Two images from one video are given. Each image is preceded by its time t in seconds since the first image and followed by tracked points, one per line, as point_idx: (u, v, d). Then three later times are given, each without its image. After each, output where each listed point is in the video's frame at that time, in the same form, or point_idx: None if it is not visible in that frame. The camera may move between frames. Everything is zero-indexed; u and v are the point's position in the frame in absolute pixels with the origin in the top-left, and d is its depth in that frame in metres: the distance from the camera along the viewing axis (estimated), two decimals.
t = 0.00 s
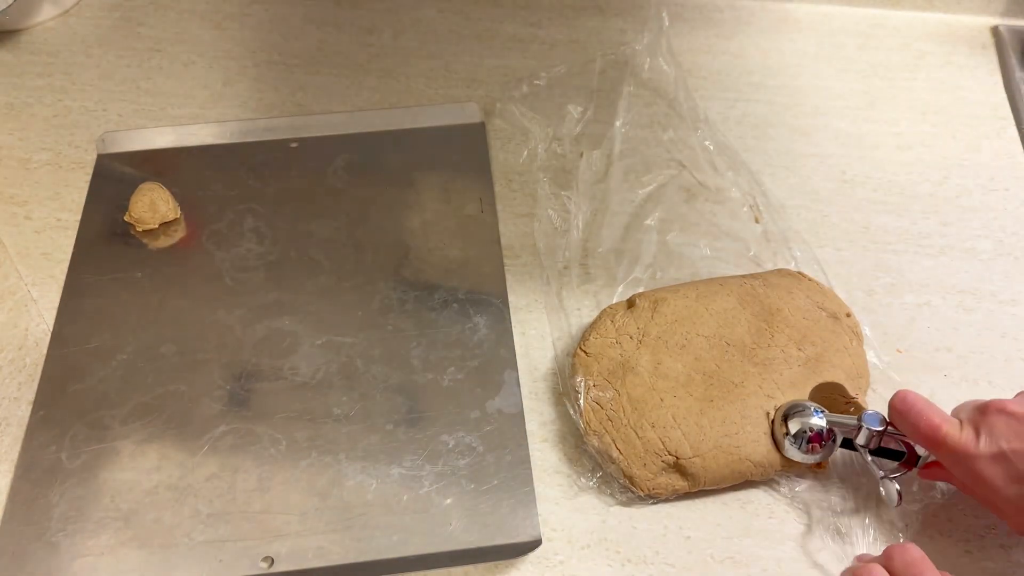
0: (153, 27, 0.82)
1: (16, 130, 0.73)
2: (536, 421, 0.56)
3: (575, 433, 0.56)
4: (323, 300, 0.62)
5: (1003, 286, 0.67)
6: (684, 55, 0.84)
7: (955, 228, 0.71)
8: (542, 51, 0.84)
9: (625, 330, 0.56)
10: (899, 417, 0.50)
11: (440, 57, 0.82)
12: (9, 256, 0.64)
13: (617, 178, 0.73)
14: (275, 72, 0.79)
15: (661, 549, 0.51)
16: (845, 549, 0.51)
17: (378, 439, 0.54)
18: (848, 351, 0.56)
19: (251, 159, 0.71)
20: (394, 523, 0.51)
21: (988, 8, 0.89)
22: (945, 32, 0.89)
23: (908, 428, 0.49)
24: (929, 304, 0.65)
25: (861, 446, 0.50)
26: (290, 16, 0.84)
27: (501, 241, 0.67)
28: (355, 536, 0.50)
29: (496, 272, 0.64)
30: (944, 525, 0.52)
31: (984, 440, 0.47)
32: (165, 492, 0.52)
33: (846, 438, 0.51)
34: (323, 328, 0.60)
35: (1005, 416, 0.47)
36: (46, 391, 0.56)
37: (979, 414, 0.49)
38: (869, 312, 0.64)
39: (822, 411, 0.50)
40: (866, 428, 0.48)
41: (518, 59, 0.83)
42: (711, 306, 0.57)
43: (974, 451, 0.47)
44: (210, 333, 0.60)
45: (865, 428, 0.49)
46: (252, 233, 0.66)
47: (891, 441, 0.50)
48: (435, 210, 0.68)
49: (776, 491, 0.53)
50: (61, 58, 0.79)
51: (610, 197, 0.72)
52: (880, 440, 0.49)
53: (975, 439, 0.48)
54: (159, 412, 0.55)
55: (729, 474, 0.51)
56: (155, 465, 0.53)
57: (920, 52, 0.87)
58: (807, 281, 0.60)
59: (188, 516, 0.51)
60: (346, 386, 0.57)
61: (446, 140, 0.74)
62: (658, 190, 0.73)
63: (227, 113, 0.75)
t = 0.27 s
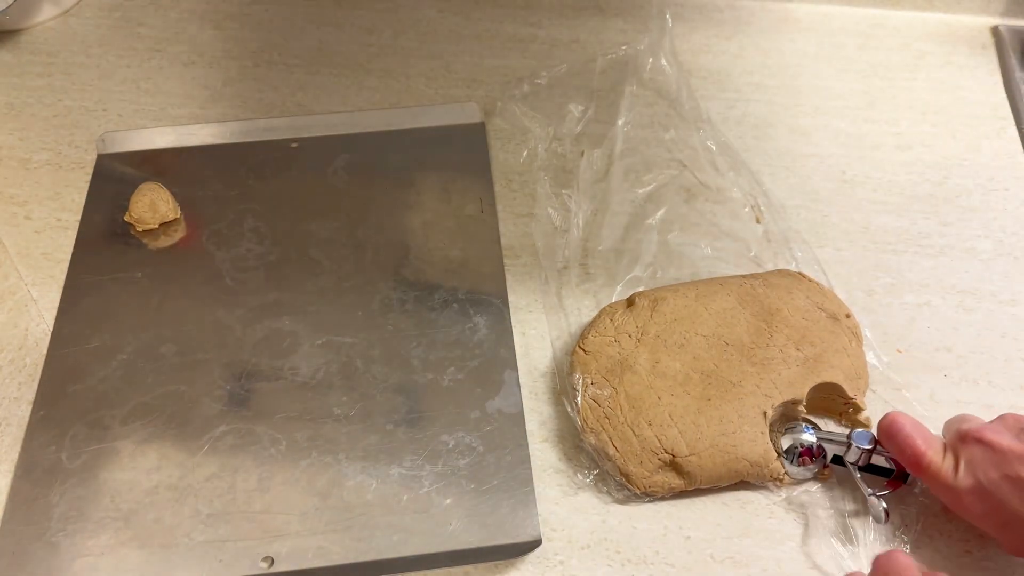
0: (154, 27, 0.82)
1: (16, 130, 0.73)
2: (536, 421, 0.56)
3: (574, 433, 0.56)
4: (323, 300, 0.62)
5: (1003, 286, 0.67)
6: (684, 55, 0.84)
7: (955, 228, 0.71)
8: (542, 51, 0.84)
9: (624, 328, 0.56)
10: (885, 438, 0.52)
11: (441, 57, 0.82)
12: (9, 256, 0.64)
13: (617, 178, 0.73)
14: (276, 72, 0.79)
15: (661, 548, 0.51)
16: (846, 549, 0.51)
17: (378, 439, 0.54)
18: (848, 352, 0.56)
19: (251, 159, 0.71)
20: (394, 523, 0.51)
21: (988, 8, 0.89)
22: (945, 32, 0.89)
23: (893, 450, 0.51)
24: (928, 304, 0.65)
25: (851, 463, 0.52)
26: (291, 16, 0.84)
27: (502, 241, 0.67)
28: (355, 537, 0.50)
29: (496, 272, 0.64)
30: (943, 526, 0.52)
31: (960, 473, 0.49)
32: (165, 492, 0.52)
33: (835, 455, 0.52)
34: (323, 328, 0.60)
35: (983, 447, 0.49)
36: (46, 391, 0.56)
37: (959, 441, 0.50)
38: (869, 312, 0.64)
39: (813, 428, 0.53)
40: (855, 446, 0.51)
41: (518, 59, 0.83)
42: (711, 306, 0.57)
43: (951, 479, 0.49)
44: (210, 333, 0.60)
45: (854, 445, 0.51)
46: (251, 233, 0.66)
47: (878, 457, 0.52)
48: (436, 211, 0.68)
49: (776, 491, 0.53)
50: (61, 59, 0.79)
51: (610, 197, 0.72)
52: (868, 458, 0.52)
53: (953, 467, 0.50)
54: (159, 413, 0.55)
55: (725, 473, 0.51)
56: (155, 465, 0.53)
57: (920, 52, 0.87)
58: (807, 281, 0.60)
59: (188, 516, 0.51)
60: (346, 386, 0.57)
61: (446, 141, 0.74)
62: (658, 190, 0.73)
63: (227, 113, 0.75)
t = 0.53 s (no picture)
0: (153, 27, 0.82)
1: (16, 130, 0.73)
2: (536, 421, 0.56)
3: (574, 433, 0.56)
4: (323, 300, 0.62)
5: (1003, 286, 0.67)
6: (684, 55, 0.84)
7: (955, 228, 0.71)
8: (542, 51, 0.84)
9: (623, 327, 0.56)
10: (883, 443, 0.52)
11: (441, 57, 0.82)
12: (9, 256, 0.64)
13: (617, 178, 0.73)
14: (276, 72, 0.79)
15: (661, 548, 0.51)
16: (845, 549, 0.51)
17: (378, 439, 0.54)
18: (847, 352, 0.55)
19: (251, 159, 0.71)
20: (394, 523, 0.51)
21: (988, 8, 0.89)
22: (945, 32, 0.89)
23: (890, 455, 0.51)
24: (928, 303, 0.65)
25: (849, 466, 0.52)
26: (291, 17, 0.84)
27: (502, 241, 0.67)
28: (355, 536, 0.50)
29: (496, 272, 0.64)
30: (943, 526, 0.52)
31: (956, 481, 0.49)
32: (165, 492, 0.52)
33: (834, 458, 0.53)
34: (323, 328, 0.60)
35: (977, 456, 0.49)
36: (46, 391, 0.56)
37: (955, 448, 0.51)
38: (869, 311, 0.64)
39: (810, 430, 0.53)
40: (854, 450, 0.51)
41: (518, 59, 0.83)
42: (710, 305, 0.57)
43: (946, 488, 0.49)
44: (210, 333, 0.60)
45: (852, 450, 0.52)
46: (251, 233, 0.66)
47: (876, 460, 0.53)
48: (435, 211, 0.68)
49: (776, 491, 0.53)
50: (61, 59, 0.79)
51: (610, 197, 0.72)
52: (866, 462, 0.52)
53: (949, 476, 0.50)
54: (159, 413, 0.55)
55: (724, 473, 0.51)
56: (154, 465, 0.53)
57: (920, 52, 0.87)
58: (807, 281, 0.60)
59: (188, 516, 0.51)
60: (346, 386, 0.57)
61: (446, 141, 0.74)
62: (658, 190, 0.73)
63: (227, 113, 0.75)
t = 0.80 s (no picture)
0: (153, 27, 0.82)
1: (16, 130, 0.73)
2: (535, 421, 0.57)
3: (574, 433, 0.56)
4: (323, 301, 0.62)
5: (1003, 286, 0.67)
6: (684, 55, 0.84)
7: (955, 228, 0.71)
8: (542, 51, 0.84)
9: (624, 327, 0.56)
10: (905, 452, 0.52)
11: (441, 57, 0.82)
12: (9, 256, 0.64)
13: (617, 178, 0.73)
14: (276, 72, 0.79)
15: (661, 548, 0.51)
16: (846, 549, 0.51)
17: (378, 439, 0.54)
18: (848, 352, 0.55)
19: (251, 159, 0.71)
20: (394, 523, 0.51)
21: (988, 8, 0.89)
22: (945, 32, 0.89)
23: (913, 463, 0.52)
24: (929, 304, 0.65)
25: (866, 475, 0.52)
26: (291, 17, 0.84)
27: (502, 241, 0.67)
28: (355, 536, 0.50)
29: (496, 272, 0.64)
30: (944, 526, 0.52)
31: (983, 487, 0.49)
32: (165, 492, 0.52)
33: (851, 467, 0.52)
34: (323, 328, 0.60)
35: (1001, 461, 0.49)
36: (45, 391, 0.56)
37: (979, 455, 0.51)
38: (869, 311, 0.64)
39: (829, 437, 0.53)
40: (872, 458, 0.51)
41: (518, 59, 0.83)
42: (711, 305, 0.57)
43: (971, 493, 0.50)
44: (210, 333, 0.60)
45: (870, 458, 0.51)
46: (251, 233, 0.66)
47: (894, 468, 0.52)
48: (435, 211, 0.68)
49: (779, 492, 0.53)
50: (61, 59, 0.79)
51: (610, 197, 0.72)
52: (884, 470, 0.52)
53: (974, 482, 0.50)
54: (159, 413, 0.55)
55: (724, 473, 0.51)
56: (155, 465, 0.53)
57: (920, 52, 0.87)
58: (808, 282, 0.60)
59: (188, 516, 0.51)
60: (346, 386, 0.57)
61: (446, 141, 0.74)
62: (658, 190, 0.73)
63: (227, 113, 0.75)
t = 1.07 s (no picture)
0: (153, 27, 0.82)
1: (16, 130, 0.73)
2: (536, 421, 0.57)
3: (574, 433, 0.56)
4: (323, 301, 0.62)
5: (1003, 286, 0.67)
6: (684, 55, 0.84)
7: (955, 228, 0.71)
8: (542, 50, 0.84)
9: (624, 327, 0.56)
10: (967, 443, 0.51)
11: (441, 57, 0.82)
12: (9, 256, 0.64)
13: (617, 178, 0.73)
14: (276, 72, 0.79)
15: (661, 548, 0.51)
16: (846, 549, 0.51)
17: (378, 439, 0.54)
18: (848, 353, 0.55)
19: (251, 159, 0.71)
20: (394, 523, 0.51)
21: (988, 8, 0.89)
22: (945, 32, 0.89)
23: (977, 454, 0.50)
24: (929, 304, 0.65)
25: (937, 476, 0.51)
26: (291, 16, 0.84)
27: (502, 241, 0.67)
28: (355, 536, 0.50)
29: (496, 272, 0.64)
30: (945, 526, 0.52)
31: None
32: (165, 492, 0.52)
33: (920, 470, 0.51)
34: (323, 328, 0.60)
35: None
36: (45, 391, 0.56)
37: None
38: (869, 311, 0.64)
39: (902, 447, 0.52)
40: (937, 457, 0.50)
41: (518, 59, 0.83)
42: (711, 305, 0.57)
43: None
44: (209, 333, 0.60)
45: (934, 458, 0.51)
46: (251, 233, 0.66)
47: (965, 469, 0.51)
48: (435, 211, 0.68)
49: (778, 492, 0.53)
50: (61, 59, 0.79)
51: (610, 197, 0.72)
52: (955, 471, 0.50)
53: None
54: (159, 413, 0.55)
55: (723, 473, 0.51)
56: (155, 465, 0.53)
57: (920, 52, 0.87)
58: (808, 282, 0.60)
59: (188, 516, 0.51)
60: (346, 386, 0.57)
61: (446, 141, 0.74)
62: (658, 190, 0.73)
63: (227, 113, 0.75)
